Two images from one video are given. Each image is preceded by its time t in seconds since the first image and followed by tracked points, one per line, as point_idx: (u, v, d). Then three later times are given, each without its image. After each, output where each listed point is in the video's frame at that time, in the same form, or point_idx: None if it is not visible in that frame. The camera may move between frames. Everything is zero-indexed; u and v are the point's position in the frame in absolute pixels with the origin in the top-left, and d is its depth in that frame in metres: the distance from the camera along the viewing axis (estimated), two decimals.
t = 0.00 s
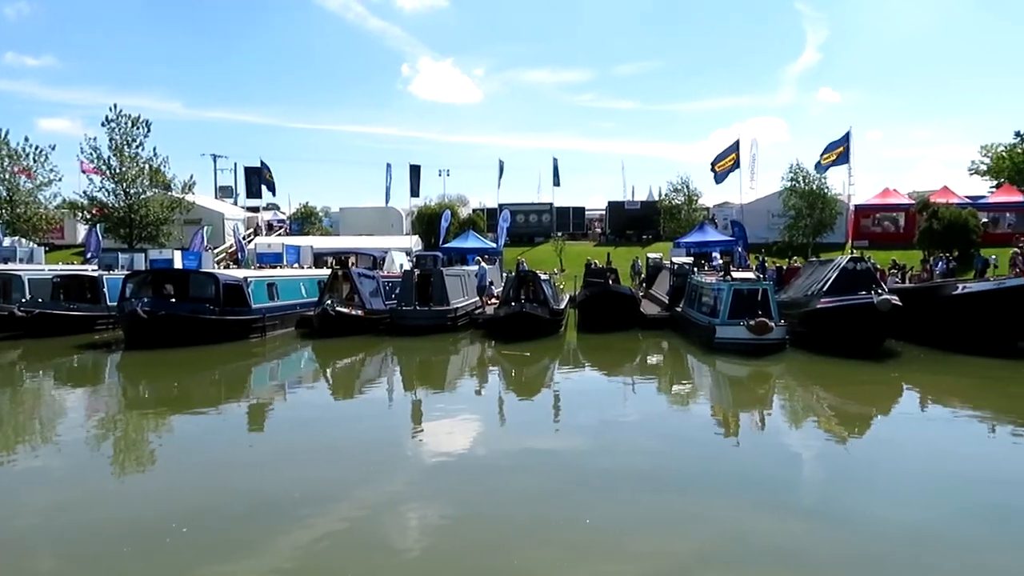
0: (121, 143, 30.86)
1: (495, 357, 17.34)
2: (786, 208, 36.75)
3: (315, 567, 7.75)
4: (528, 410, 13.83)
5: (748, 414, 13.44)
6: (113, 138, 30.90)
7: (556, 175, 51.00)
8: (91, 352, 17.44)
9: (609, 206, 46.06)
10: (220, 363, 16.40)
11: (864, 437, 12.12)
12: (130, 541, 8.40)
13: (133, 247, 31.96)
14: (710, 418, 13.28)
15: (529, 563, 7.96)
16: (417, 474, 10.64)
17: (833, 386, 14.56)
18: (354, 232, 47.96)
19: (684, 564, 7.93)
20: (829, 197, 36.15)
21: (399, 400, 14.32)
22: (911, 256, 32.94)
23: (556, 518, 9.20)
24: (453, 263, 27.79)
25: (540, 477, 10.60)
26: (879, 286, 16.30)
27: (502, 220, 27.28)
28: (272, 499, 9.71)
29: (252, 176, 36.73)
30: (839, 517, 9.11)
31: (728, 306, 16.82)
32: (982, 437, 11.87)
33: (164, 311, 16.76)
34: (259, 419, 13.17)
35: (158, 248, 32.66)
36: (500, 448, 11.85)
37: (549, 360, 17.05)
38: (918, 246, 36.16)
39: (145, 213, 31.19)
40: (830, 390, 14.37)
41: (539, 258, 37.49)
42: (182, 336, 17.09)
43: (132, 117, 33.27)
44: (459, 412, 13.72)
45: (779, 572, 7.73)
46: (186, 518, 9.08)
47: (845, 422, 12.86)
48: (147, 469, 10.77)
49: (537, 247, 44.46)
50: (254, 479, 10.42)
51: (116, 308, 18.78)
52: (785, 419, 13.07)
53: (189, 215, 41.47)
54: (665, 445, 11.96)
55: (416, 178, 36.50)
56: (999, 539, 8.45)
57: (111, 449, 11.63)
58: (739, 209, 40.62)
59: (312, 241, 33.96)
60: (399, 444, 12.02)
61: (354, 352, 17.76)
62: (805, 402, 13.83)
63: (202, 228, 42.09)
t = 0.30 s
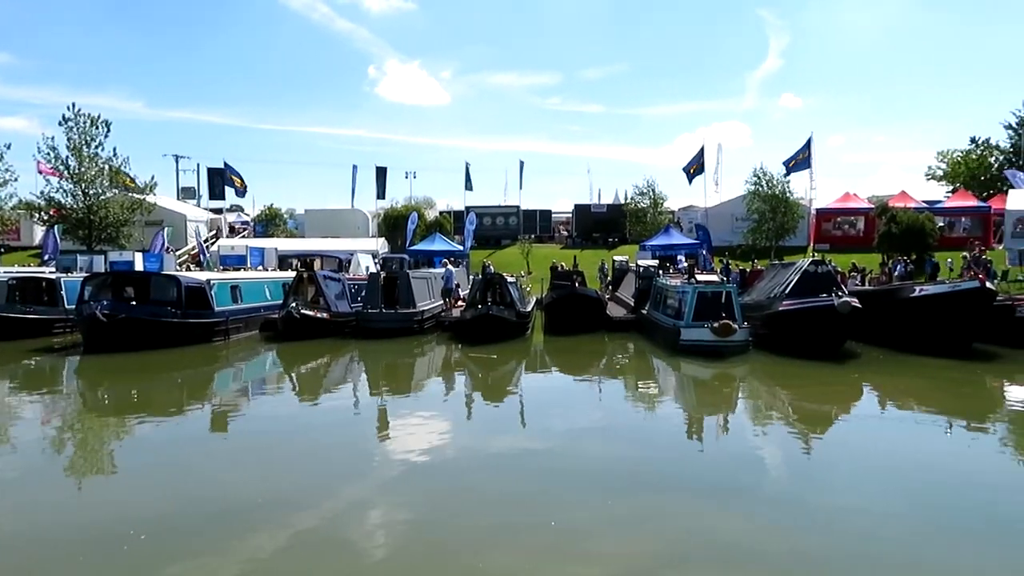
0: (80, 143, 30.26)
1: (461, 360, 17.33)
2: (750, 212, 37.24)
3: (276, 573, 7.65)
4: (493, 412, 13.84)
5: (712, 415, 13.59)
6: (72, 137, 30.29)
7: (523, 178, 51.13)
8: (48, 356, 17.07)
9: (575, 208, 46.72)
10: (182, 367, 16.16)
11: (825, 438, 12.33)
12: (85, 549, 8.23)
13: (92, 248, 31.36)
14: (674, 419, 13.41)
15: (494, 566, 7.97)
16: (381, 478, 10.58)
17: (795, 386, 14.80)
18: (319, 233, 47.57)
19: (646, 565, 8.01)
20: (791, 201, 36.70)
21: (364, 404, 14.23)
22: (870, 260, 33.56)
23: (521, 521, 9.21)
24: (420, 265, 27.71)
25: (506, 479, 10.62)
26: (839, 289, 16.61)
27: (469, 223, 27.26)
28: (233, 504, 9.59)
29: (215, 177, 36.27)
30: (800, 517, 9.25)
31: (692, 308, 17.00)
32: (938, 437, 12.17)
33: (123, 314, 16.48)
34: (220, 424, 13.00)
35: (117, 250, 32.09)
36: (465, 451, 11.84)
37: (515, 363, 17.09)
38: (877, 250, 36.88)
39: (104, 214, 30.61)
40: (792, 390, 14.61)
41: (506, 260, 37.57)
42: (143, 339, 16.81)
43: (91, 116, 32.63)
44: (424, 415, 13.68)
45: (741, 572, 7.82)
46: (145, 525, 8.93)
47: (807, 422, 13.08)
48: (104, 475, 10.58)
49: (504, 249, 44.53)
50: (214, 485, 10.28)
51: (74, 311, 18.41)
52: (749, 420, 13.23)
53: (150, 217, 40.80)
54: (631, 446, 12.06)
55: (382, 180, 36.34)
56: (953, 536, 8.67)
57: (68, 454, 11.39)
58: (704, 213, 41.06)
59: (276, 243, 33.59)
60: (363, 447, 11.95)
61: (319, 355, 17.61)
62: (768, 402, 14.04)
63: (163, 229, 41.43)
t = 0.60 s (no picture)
0: (38, 142, 29.59)
1: (428, 363, 17.28)
2: (715, 216, 37.65)
3: None
4: (460, 414, 13.83)
5: (677, 416, 13.72)
6: (29, 136, 29.61)
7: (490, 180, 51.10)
8: (4, 360, 16.66)
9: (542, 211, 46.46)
10: (142, 371, 15.85)
11: (787, 438, 12.52)
12: (42, 557, 8.05)
13: (50, 249, 30.66)
14: (640, 421, 13.50)
15: (460, 569, 7.97)
16: (347, 481, 10.51)
17: (759, 388, 15.00)
18: (284, 236, 47.10)
19: (613, 566, 8.04)
20: (755, 206, 37.17)
21: (329, 407, 14.12)
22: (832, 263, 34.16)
23: (488, 523, 9.20)
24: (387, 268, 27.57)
25: (473, 481, 10.61)
26: (801, 292, 16.88)
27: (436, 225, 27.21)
28: (195, 510, 9.45)
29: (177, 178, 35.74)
30: (763, 517, 9.38)
31: (658, 311, 17.14)
32: (896, 437, 12.42)
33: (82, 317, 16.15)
34: (183, 428, 12.79)
35: (76, 251, 31.45)
36: (432, 453, 11.81)
37: (482, 365, 17.08)
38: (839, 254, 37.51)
39: (63, 215, 29.94)
40: (756, 392, 14.79)
41: (474, 263, 37.51)
42: (103, 343, 16.49)
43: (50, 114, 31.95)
44: (391, 418, 13.62)
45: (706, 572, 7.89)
46: (104, 532, 8.76)
47: (770, 423, 13.26)
48: (62, 482, 10.35)
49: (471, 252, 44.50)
50: (176, 490, 10.12)
51: (32, 314, 18.00)
52: (714, 421, 13.35)
53: (110, 218, 40.05)
54: (597, 447, 12.13)
55: (349, 182, 36.11)
56: (912, 533, 8.84)
57: (23, 461, 11.12)
58: (670, 216, 41.40)
59: (241, 244, 33.20)
60: (329, 450, 11.85)
61: (284, 358, 17.44)
62: (732, 404, 14.21)
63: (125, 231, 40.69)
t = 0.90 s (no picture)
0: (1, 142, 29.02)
1: (401, 366, 17.22)
2: (686, 219, 37.98)
3: None
4: (434, 418, 13.78)
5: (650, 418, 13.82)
6: None
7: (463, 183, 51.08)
8: None
9: (515, 214, 46.54)
10: (109, 376, 15.59)
11: (758, 439, 12.67)
12: (6, 568, 7.87)
13: (14, 251, 30.06)
14: (614, 422, 13.58)
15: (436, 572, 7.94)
16: (321, 485, 10.41)
17: (730, 390, 15.14)
18: (254, 238, 46.63)
19: (587, 567, 8.08)
20: (726, 209, 37.56)
21: (302, 410, 14.00)
22: (801, 266, 34.61)
23: (463, 526, 9.19)
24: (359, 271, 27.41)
25: (447, 484, 10.58)
26: (771, 295, 17.10)
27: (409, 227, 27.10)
28: (165, 516, 9.31)
29: (145, 180, 35.23)
30: (736, 518, 9.47)
31: (630, 314, 17.24)
32: (864, 437, 12.62)
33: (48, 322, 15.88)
34: (151, 433, 12.60)
35: (41, 254, 30.86)
36: (406, 456, 11.76)
37: (455, 368, 17.06)
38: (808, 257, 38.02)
39: (27, 217, 29.37)
40: (727, 394, 14.93)
41: (446, 266, 37.43)
42: (69, 347, 16.21)
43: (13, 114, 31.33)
44: (364, 421, 13.54)
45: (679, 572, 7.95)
46: (71, 540, 8.60)
47: (742, 424, 13.40)
48: (27, 489, 10.13)
49: (443, 255, 44.38)
50: (144, 496, 9.95)
51: None
52: (685, 423, 13.46)
53: (76, 220, 39.34)
54: (571, 449, 12.17)
55: (320, 185, 35.85)
56: (881, 531, 8.99)
57: None
58: (642, 220, 41.65)
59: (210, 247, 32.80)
60: (302, 454, 11.74)
61: (255, 362, 17.27)
62: (704, 405, 14.33)
63: (91, 233, 39.98)
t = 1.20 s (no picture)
0: None
1: (370, 369, 17.12)
2: (654, 222, 38.31)
3: None
4: (402, 421, 13.73)
5: (617, 419, 13.90)
6: None
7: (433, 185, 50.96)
8: None
9: (485, 217, 46.51)
10: (71, 380, 15.32)
11: (724, 438, 12.82)
12: None
13: None
14: (582, 424, 13.64)
15: None
16: (289, 491, 10.31)
17: (697, 391, 15.27)
18: (220, 241, 46.08)
19: (554, 569, 8.10)
20: (693, 212, 37.95)
21: (268, 415, 13.86)
22: (767, 268, 35.09)
23: (430, 530, 9.15)
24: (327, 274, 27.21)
25: (416, 488, 10.54)
26: (738, 296, 17.30)
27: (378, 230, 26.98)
28: (129, 524, 9.15)
29: (108, 182, 34.66)
30: (702, 518, 9.55)
31: (599, 315, 17.32)
32: (828, 436, 12.79)
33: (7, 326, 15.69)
34: (114, 439, 12.37)
35: None
36: (375, 460, 11.69)
37: (424, 371, 17.01)
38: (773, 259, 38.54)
39: None
40: (694, 395, 15.05)
41: (415, 269, 37.31)
42: (28, 351, 16.01)
43: None
44: (332, 425, 13.44)
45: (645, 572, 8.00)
46: (30, 549, 8.42)
47: (708, 424, 13.54)
48: None
49: (412, 257, 44.24)
50: (107, 503, 9.77)
51: None
52: (654, 424, 13.54)
53: (36, 222, 38.54)
54: (539, 452, 12.20)
55: (288, 187, 35.56)
56: (844, 528, 9.12)
57: None
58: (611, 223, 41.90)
59: (175, 250, 32.33)
60: (269, 459, 11.62)
61: (221, 366, 17.06)
62: (672, 407, 14.43)
63: (51, 235, 39.18)
